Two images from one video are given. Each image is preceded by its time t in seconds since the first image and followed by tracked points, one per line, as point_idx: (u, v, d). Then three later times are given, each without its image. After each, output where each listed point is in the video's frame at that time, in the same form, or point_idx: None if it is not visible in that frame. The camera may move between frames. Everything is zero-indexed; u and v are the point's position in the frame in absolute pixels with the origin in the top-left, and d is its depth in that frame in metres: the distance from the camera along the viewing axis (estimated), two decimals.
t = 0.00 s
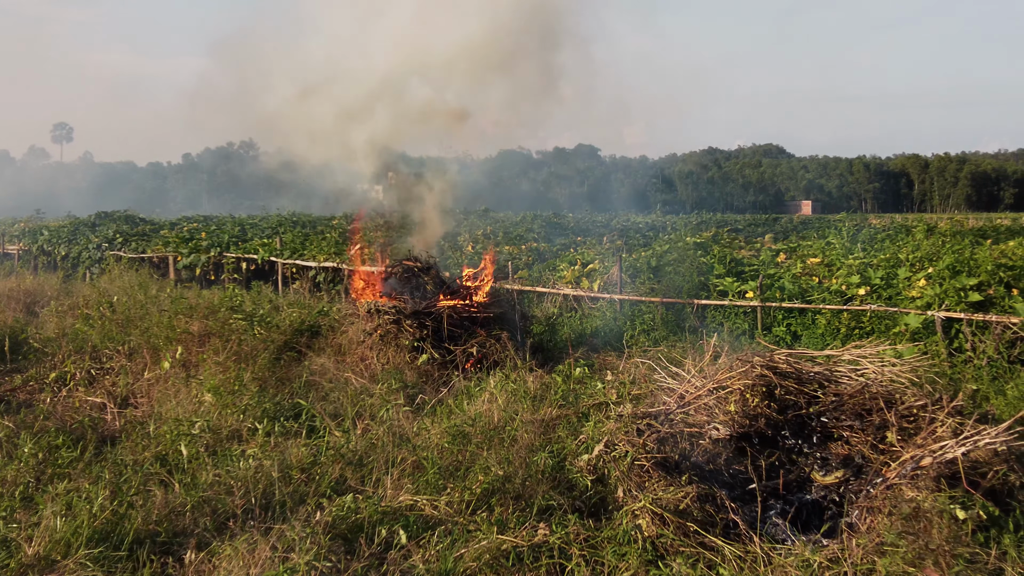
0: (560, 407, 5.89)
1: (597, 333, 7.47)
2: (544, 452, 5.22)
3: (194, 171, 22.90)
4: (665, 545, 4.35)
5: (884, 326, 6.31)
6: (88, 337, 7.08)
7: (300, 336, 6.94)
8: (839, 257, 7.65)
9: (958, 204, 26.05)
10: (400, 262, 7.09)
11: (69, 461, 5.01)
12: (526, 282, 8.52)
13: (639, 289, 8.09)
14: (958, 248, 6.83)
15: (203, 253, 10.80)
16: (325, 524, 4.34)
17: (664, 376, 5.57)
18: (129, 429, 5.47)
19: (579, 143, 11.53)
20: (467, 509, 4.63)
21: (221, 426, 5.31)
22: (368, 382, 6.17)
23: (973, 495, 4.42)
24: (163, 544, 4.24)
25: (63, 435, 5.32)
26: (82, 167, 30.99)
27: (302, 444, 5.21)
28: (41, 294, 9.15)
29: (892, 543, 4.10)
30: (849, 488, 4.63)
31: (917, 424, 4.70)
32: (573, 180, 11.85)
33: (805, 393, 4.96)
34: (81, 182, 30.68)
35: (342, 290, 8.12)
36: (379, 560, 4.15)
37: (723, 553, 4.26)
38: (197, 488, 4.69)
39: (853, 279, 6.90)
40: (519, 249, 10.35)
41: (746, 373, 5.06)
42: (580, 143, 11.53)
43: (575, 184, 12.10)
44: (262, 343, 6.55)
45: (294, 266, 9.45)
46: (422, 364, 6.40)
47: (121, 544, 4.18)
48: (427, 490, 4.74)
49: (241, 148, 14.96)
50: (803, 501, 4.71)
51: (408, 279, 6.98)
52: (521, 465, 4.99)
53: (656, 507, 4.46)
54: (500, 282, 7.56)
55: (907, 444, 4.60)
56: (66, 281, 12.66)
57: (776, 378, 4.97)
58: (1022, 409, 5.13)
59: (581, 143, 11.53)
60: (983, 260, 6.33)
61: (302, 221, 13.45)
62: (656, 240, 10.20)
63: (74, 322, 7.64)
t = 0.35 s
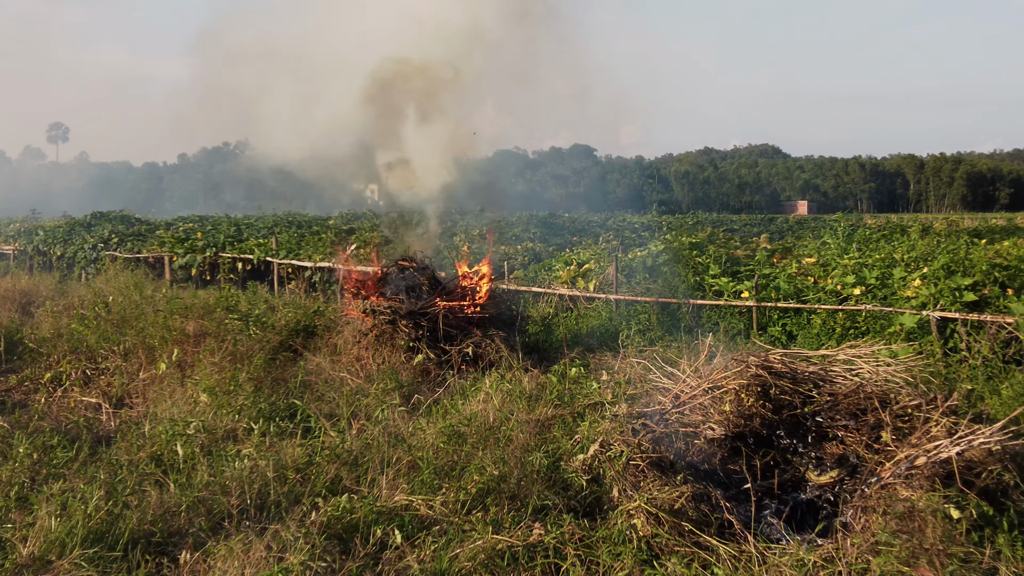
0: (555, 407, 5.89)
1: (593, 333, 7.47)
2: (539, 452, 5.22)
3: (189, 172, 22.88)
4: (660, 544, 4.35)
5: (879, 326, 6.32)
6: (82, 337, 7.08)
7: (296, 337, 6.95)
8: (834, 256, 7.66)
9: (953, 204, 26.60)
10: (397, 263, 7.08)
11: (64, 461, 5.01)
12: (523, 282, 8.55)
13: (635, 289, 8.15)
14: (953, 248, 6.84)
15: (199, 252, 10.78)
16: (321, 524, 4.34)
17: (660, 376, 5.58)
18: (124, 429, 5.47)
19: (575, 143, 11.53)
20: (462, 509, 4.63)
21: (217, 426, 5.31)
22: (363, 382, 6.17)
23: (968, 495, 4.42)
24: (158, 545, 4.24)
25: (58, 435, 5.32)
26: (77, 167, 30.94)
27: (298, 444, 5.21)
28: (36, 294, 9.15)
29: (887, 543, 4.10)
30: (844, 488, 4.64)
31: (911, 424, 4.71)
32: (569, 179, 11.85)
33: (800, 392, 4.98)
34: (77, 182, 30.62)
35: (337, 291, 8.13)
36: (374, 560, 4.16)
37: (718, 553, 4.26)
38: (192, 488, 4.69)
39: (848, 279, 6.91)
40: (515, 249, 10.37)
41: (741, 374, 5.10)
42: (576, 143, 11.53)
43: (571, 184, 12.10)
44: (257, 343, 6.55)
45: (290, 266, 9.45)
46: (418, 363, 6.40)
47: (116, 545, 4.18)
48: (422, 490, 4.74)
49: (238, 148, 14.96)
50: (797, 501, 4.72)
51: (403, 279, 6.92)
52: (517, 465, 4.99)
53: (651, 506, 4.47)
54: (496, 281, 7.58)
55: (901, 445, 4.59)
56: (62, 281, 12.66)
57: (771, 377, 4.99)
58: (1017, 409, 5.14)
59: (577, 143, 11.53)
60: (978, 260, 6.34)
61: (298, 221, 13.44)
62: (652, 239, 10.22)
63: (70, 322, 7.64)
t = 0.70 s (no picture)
0: (551, 407, 5.90)
1: (590, 334, 7.49)
2: (536, 452, 5.22)
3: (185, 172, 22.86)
4: (656, 544, 4.36)
5: (875, 326, 6.34)
6: (78, 337, 7.08)
7: (292, 337, 6.96)
8: (830, 256, 7.67)
9: (948, 204, 27.44)
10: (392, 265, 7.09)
11: (60, 461, 5.00)
12: (518, 282, 8.59)
13: (631, 289, 8.19)
14: (949, 248, 6.87)
15: (194, 253, 10.76)
16: (317, 524, 4.34)
17: (656, 376, 5.60)
18: (120, 429, 5.47)
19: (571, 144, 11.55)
20: (458, 509, 4.63)
21: (213, 427, 5.31)
22: (360, 382, 6.17)
23: (963, 495, 4.43)
24: (154, 545, 4.24)
25: (54, 435, 5.31)
26: (72, 167, 30.85)
27: (294, 444, 5.21)
28: (32, 294, 9.13)
29: (883, 542, 4.11)
30: (840, 488, 4.64)
31: (907, 424, 4.71)
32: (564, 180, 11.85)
33: (796, 393, 5.00)
34: (72, 182, 30.52)
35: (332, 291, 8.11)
36: (371, 560, 4.16)
37: (714, 553, 4.27)
38: (188, 488, 4.69)
39: (844, 279, 6.87)
40: (511, 250, 10.38)
41: (736, 374, 5.12)
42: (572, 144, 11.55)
43: (568, 185, 12.10)
44: (253, 343, 6.55)
45: (286, 266, 9.44)
46: (414, 363, 6.39)
47: (112, 545, 4.17)
48: (419, 490, 4.74)
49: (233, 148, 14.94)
50: (793, 501, 4.72)
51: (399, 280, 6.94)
52: (513, 465, 4.99)
53: (648, 506, 4.47)
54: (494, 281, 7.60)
55: (898, 444, 4.60)
56: (57, 281, 12.64)
57: (767, 377, 5.02)
58: (1012, 409, 5.16)
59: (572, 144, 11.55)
60: (973, 261, 6.37)
61: (293, 221, 13.43)
62: (648, 240, 10.24)
63: (65, 322, 7.63)
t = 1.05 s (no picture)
0: (548, 407, 5.90)
1: (586, 334, 7.51)
2: (532, 452, 5.22)
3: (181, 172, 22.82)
4: (653, 544, 4.36)
5: (871, 326, 6.34)
6: (74, 337, 7.07)
7: (288, 337, 6.95)
8: (826, 256, 7.68)
9: (944, 204, 27.99)
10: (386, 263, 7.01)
11: (55, 461, 4.99)
12: (516, 282, 8.62)
13: (627, 289, 8.23)
14: (944, 248, 6.88)
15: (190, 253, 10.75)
16: (313, 524, 4.34)
17: (652, 376, 5.59)
18: (116, 429, 5.46)
19: (568, 144, 11.55)
20: (454, 509, 4.63)
21: (209, 427, 5.30)
22: (356, 382, 6.17)
23: (959, 495, 4.44)
24: (150, 545, 4.24)
25: (49, 435, 5.30)
26: (68, 167, 30.81)
27: (290, 444, 5.20)
28: (28, 294, 9.12)
29: (879, 542, 4.11)
30: (836, 488, 4.66)
31: (903, 424, 4.74)
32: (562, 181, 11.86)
33: (792, 392, 5.00)
34: (67, 182, 30.47)
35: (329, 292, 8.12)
36: (367, 560, 4.16)
37: (710, 553, 4.27)
38: (184, 488, 4.68)
39: (840, 279, 6.91)
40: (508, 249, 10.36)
41: (733, 374, 5.13)
42: (569, 144, 11.55)
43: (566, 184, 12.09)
44: (249, 343, 6.54)
45: (282, 266, 9.44)
46: (411, 364, 6.39)
47: (108, 545, 4.17)
48: (415, 490, 4.74)
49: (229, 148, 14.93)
50: (790, 501, 4.70)
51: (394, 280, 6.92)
52: (509, 465, 4.99)
53: (643, 506, 4.47)
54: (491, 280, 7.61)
55: (893, 444, 4.60)
56: (53, 282, 12.63)
57: (763, 377, 5.02)
58: (1007, 409, 5.17)
59: (569, 144, 11.55)
60: (969, 261, 6.39)
61: (289, 221, 13.42)
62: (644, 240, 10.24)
63: (61, 322, 7.62)
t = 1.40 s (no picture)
0: (542, 407, 5.90)
1: (581, 334, 7.48)
2: (526, 452, 5.23)
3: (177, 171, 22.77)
4: (647, 542, 4.36)
5: (865, 325, 6.33)
6: (68, 337, 7.06)
7: (282, 337, 6.95)
8: (821, 256, 7.70)
9: (939, 204, 28.24)
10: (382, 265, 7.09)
11: (49, 461, 4.99)
12: (510, 283, 8.59)
13: (621, 289, 8.20)
14: (939, 248, 6.88)
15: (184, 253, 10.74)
16: (307, 524, 4.34)
17: (647, 376, 5.59)
18: (110, 429, 5.46)
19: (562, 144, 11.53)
20: (448, 509, 4.63)
21: (203, 426, 5.30)
22: (350, 382, 6.16)
23: (953, 494, 4.44)
24: (143, 545, 4.24)
25: (43, 435, 5.30)
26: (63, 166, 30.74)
27: (284, 444, 5.20)
28: (22, 294, 9.11)
29: (873, 541, 4.11)
30: (830, 487, 4.64)
31: (896, 423, 4.76)
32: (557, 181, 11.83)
33: (786, 391, 5.00)
34: (63, 182, 30.39)
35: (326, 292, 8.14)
36: (361, 560, 4.16)
37: (703, 551, 4.27)
38: (178, 488, 4.68)
39: (834, 279, 6.94)
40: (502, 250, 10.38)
41: (727, 372, 5.13)
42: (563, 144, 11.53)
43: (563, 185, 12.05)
44: (244, 343, 6.54)
45: (276, 266, 9.43)
46: (406, 363, 6.39)
47: (102, 545, 4.17)
48: (409, 490, 4.74)
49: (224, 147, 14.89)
50: (784, 500, 4.69)
51: (389, 280, 6.95)
52: (503, 465, 4.99)
53: (638, 505, 4.48)
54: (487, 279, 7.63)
55: (887, 443, 4.62)
56: (48, 282, 12.62)
57: (758, 377, 5.00)
58: (1001, 408, 5.18)
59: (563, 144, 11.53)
60: (963, 260, 6.39)
61: (285, 221, 13.41)
62: (638, 240, 10.23)
63: (55, 322, 7.62)
